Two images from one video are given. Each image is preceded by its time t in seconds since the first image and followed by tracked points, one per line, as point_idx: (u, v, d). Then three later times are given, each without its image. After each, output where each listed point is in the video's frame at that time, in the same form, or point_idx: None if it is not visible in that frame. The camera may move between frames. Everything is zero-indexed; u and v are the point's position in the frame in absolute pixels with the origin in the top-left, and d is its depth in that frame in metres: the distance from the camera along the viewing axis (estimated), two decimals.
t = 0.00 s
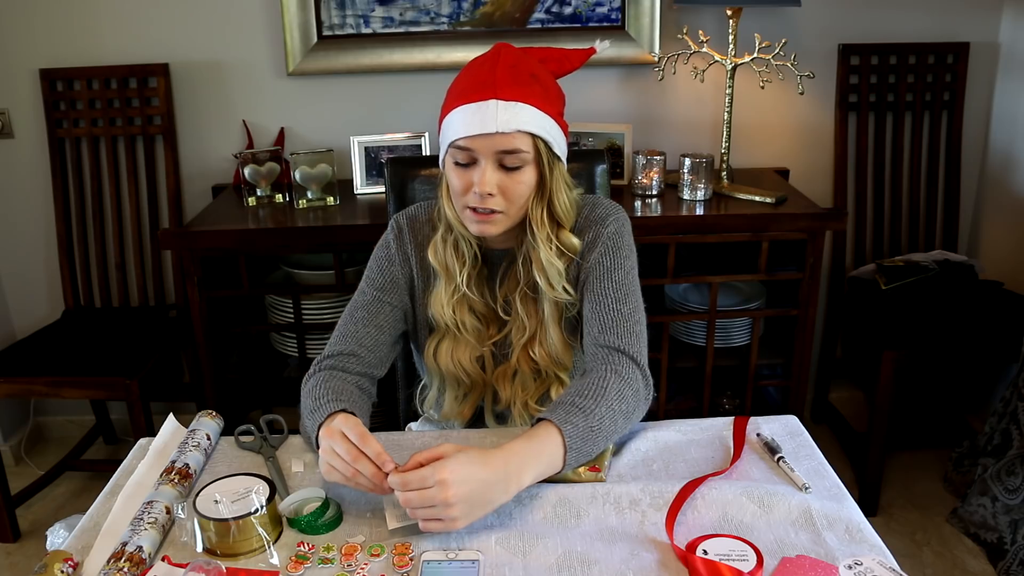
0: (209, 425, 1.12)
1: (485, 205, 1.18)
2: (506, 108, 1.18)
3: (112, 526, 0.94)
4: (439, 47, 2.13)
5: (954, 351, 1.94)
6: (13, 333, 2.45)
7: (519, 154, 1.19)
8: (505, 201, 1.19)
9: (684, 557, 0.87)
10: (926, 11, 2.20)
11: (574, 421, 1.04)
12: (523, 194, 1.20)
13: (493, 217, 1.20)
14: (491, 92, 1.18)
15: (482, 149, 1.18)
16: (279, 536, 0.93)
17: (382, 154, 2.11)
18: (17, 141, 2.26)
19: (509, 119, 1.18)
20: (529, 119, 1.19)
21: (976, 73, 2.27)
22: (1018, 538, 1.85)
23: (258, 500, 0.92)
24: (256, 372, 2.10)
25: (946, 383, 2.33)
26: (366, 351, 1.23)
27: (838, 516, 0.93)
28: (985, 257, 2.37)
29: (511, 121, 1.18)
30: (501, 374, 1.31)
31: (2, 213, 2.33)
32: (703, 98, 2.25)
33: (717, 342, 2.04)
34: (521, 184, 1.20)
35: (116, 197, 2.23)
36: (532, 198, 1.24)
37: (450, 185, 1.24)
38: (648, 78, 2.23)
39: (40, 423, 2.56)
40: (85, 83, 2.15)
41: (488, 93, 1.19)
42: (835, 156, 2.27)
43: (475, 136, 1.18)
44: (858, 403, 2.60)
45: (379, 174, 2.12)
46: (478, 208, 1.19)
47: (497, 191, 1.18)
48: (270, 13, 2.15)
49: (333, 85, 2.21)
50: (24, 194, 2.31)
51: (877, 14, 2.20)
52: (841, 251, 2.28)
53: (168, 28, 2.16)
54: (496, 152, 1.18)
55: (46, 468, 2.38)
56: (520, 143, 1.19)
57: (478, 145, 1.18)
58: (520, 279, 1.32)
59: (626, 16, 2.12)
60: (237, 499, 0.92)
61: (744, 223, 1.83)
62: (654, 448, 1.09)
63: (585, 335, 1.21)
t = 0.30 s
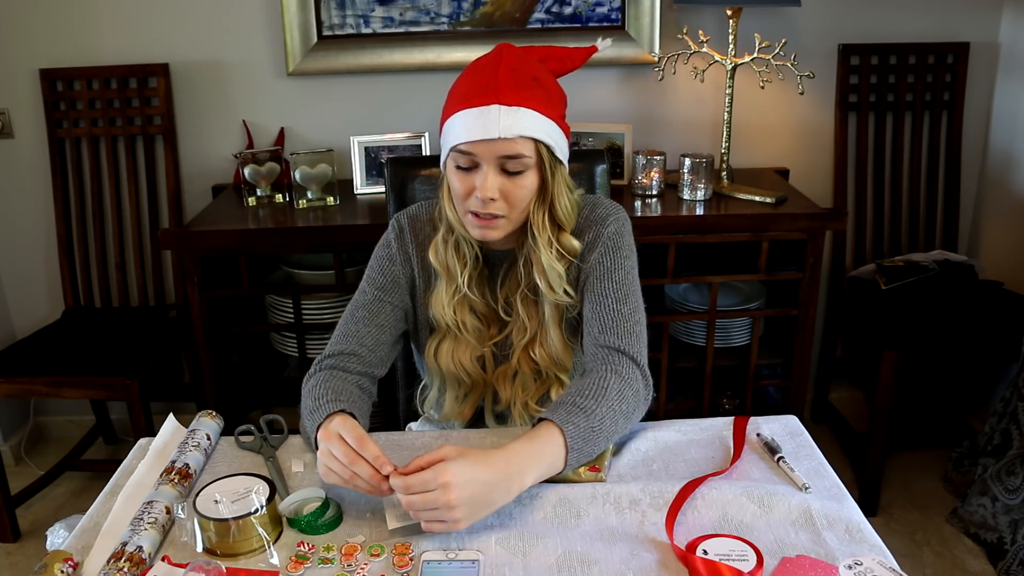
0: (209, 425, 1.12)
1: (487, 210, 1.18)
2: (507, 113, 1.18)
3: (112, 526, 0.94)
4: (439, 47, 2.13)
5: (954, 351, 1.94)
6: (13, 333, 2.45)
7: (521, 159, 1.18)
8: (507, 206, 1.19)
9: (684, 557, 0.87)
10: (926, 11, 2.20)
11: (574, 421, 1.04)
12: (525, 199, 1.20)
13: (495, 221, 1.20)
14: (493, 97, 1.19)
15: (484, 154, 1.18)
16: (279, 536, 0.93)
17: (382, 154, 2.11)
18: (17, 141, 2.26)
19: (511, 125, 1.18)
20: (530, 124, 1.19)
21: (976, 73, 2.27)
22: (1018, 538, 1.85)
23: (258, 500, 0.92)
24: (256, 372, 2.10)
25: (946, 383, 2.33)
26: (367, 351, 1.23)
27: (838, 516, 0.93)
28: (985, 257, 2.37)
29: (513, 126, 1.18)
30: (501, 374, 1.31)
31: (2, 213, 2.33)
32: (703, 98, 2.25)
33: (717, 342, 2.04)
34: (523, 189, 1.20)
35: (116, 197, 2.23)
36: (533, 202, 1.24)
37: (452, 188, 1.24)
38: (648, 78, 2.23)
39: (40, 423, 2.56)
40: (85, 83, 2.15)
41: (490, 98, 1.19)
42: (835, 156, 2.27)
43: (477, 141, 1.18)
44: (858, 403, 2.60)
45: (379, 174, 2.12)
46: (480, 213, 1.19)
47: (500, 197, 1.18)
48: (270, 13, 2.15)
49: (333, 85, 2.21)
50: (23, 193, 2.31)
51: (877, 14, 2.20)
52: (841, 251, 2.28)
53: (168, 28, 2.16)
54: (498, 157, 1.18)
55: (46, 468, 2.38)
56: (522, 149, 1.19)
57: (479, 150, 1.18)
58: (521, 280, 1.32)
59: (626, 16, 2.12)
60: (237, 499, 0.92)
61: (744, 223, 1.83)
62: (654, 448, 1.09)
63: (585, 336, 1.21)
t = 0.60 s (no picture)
0: (209, 425, 1.12)
1: (488, 216, 1.18)
2: (511, 120, 1.17)
3: (112, 526, 0.94)
4: (439, 47, 2.13)
5: (954, 351, 1.94)
6: (13, 333, 2.45)
7: (524, 166, 1.19)
8: (509, 212, 1.19)
9: (684, 557, 0.87)
10: (926, 11, 2.20)
11: (574, 421, 1.04)
12: (526, 205, 1.20)
13: (496, 227, 1.20)
14: (497, 104, 1.18)
15: (487, 161, 1.18)
16: (279, 536, 0.93)
17: (382, 154, 2.11)
18: (17, 141, 2.26)
19: (514, 133, 1.17)
20: (533, 131, 1.19)
21: (976, 73, 2.27)
22: (1018, 538, 1.85)
23: (258, 500, 0.92)
24: (256, 372, 2.10)
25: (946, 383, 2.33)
26: (367, 351, 1.23)
27: (838, 516, 0.93)
28: (985, 257, 2.37)
29: (516, 134, 1.18)
30: (501, 375, 1.31)
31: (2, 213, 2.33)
32: (703, 98, 2.25)
33: (717, 342, 2.04)
34: (526, 195, 1.20)
35: (116, 197, 2.23)
36: (534, 207, 1.24)
37: (454, 193, 1.24)
38: (648, 78, 2.23)
39: (41, 423, 2.56)
40: (85, 83, 2.15)
41: (493, 104, 1.18)
42: (835, 156, 2.27)
43: (480, 147, 1.18)
44: (858, 403, 2.60)
45: (379, 174, 2.12)
46: (482, 219, 1.19)
47: (501, 203, 1.18)
48: (270, 13, 2.15)
49: (333, 85, 2.21)
50: (23, 193, 2.31)
51: (877, 14, 2.20)
52: (841, 251, 2.28)
53: (168, 29, 2.16)
54: (501, 164, 1.18)
55: (46, 468, 2.38)
56: (526, 156, 1.19)
57: (482, 156, 1.18)
58: (521, 282, 1.32)
59: (626, 16, 2.12)
60: (237, 499, 0.92)
61: (744, 223, 1.83)
62: (654, 448, 1.09)
63: (585, 336, 1.21)
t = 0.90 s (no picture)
0: (209, 425, 1.12)
1: (489, 218, 1.18)
2: (513, 124, 1.17)
3: (112, 526, 0.94)
4: (439, 47, 2.13)
5: (954, 351, 1.94)
6: (13, 333, 2.45)
7: (525, 169, 1.19)
8: (510, 214, 1.19)
9: (684, 557, 0.87)
10: (926, 11, 2.20)
11: (574, 422, 1.04)
12: (527, 208, 1.20)
13: (496, 229, 1.20)
14: (498, 107, 1.18)
15: (489, 164, 1.18)
16: (279, 535, 0.93)
17: (382, 154, 2.11)
18: (17, 141, 2.26)
19: (516, 136, 1.17)
20: (534, 134, 1.19)
21: (976, 73, 2.27)
22: (1018, 538, 1.85)
23: (258, 500, 0.92)
24: (256, 373, 2.10)
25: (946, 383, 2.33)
26: (367, 351, 1.23)
27: (838, 516, 0.93)
28: (985, 258, 2.37)
29: (518, 138, 1.18)
30: (501, 375, 1.31)
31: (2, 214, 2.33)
32: (703, 98, 2.25)
33: (717, 342, 2.04)
34: (527, 198, 1.20)
35: (116, 197, 2.23)
36: (536, 209, 1.24)
37: (455, 194, 1.24)
38: (648, 78, 2.23)
39: (40, 423, 2.56)
40: (85, 83, 2.15)
41: (495, 107, 1.18)
42: (835, 156, 2.27)
43: (481, 151, 1.18)
44: (858, 403, 2.60)
45: (379, 174, 2.12)
46: (482, 221, 1.19)
47: (502, 206, 1.18)
48: (269, 12, 2.15)
49: (333, 85, 2.21)
50: (23, 193, 2.31)
51: (877, 14, 2.20)
52: (841, 251, 2.28)
53: (168, 29, 2.16)
54: (502, 168, 1.18)
55: (46, 468, 2.38)
56: (527, 159, 1.19)
57: (485, 160, 1.18)
58: (521, 282, 1.32)
59: (626, 16, 2.12)
60: (237, 499, 0.92)
61: (744, 223, 1.83)
62: (654, 448, 1.09)
63: (585, 336, 1.21)
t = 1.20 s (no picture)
0: (209, 425, 1.12)
1: (489, 217, 1.18)
2: (512, 123, 1.17)
3: (112, 526, 0.94)
4: (439, 48, 2.13)
5: (954, 351, 1.94)
6: (13, 333, 2.45)
7: (525, 168, 1.19)
8: (509, 214, 1.19)
9: (684, 557, 0.87)
10: (926, 11, 2.20)
11: (573, 421, 1.04)
12: (527, 207, 1.20)
13: (496, 228, 1.20)
14: (498, 106, 1.18)
15: (489, 163, 1.18)
16: (279, 535, 0.93)
17: (382, 154, 2.11)
18: (17, 141, 2.26)
19: (516, 135, 1.17)
20: (534, 134, 1.19)
21: (976, 72, 2.27)
22: (1018, 537, 1.85)
23: (258, 500, 0.92)
24: (256, 372, 2.10)
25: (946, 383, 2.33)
26: (367, 351, 1.23)
27: (838, 516, 0.93)
28: (985, 258, 2.37)
29: (518, 137, 1.18)
30: (501, 375, 1.31)
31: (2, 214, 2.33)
32: (703, 98, 2.25)
33: (717, 342, 2.04)
34: (527, 197, 1.20)
35: (116, 197, 2.23)
36: (535, 208, 1.24)
37: (455, 194, 1.24)
38: (648, 78, 2.23)
39: (41, 423, 2.56)
40: (85, 83, 2.15)
41: (495, 107, 1.18)
42: (835, 156, 2.27)
43: (481, 149, 1.18)
44: (858, 403, 2.60)
45: (379, 174, 2.13)
46: (482, 221, 1.19)
47: (502, 204, 1.18)
48: (269, 12, 2.15)
49: (333, 85, 2.21)
50: (23, 193, 2.31)
51: (877, 13, 2.20)
52: (841, 251, 2.28)
53: (168, 29, 2.16)
54: (502, 167, 1.18)
55: (46, 469, 2.38)
56: (527, 158, 1.19)
57: (484, 159, 1.18)
58: (521, 282, 1.32)
59: (626, 16, 2.12)
60: (237, 499, 0.92)
61: (744, 223, 1.83)
62: (654, 448, 1.09)
63: (585, 336, 1.21)
